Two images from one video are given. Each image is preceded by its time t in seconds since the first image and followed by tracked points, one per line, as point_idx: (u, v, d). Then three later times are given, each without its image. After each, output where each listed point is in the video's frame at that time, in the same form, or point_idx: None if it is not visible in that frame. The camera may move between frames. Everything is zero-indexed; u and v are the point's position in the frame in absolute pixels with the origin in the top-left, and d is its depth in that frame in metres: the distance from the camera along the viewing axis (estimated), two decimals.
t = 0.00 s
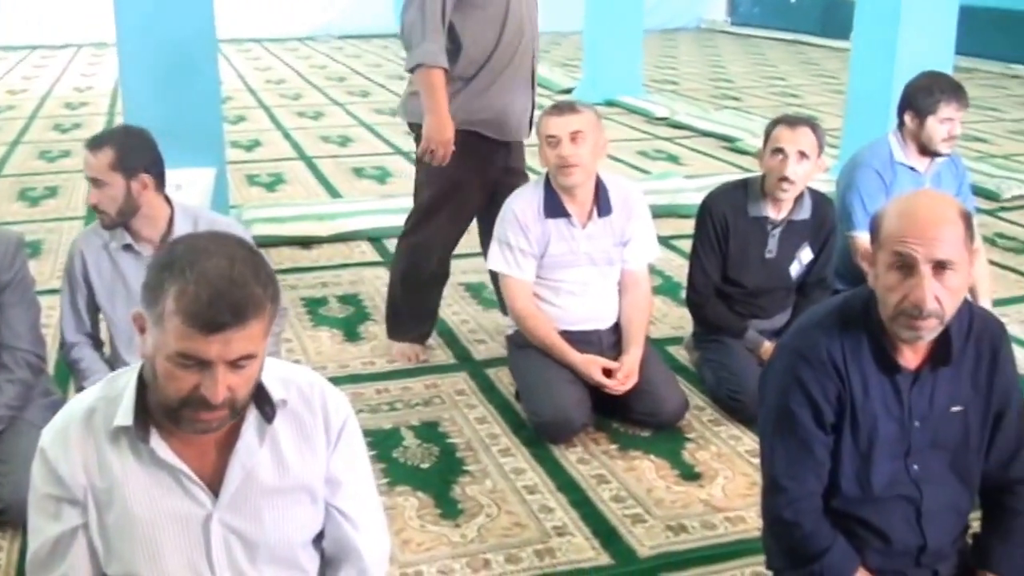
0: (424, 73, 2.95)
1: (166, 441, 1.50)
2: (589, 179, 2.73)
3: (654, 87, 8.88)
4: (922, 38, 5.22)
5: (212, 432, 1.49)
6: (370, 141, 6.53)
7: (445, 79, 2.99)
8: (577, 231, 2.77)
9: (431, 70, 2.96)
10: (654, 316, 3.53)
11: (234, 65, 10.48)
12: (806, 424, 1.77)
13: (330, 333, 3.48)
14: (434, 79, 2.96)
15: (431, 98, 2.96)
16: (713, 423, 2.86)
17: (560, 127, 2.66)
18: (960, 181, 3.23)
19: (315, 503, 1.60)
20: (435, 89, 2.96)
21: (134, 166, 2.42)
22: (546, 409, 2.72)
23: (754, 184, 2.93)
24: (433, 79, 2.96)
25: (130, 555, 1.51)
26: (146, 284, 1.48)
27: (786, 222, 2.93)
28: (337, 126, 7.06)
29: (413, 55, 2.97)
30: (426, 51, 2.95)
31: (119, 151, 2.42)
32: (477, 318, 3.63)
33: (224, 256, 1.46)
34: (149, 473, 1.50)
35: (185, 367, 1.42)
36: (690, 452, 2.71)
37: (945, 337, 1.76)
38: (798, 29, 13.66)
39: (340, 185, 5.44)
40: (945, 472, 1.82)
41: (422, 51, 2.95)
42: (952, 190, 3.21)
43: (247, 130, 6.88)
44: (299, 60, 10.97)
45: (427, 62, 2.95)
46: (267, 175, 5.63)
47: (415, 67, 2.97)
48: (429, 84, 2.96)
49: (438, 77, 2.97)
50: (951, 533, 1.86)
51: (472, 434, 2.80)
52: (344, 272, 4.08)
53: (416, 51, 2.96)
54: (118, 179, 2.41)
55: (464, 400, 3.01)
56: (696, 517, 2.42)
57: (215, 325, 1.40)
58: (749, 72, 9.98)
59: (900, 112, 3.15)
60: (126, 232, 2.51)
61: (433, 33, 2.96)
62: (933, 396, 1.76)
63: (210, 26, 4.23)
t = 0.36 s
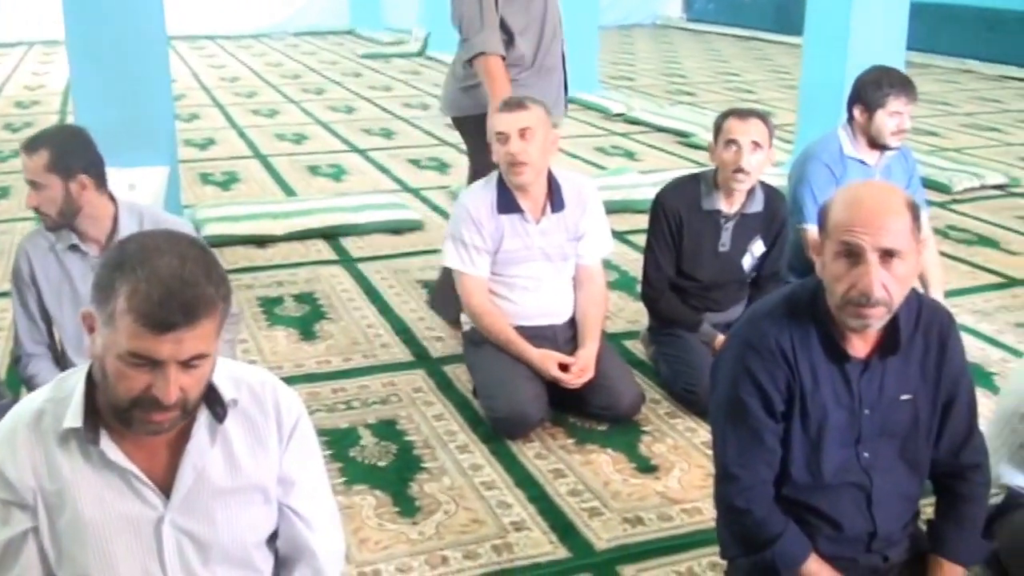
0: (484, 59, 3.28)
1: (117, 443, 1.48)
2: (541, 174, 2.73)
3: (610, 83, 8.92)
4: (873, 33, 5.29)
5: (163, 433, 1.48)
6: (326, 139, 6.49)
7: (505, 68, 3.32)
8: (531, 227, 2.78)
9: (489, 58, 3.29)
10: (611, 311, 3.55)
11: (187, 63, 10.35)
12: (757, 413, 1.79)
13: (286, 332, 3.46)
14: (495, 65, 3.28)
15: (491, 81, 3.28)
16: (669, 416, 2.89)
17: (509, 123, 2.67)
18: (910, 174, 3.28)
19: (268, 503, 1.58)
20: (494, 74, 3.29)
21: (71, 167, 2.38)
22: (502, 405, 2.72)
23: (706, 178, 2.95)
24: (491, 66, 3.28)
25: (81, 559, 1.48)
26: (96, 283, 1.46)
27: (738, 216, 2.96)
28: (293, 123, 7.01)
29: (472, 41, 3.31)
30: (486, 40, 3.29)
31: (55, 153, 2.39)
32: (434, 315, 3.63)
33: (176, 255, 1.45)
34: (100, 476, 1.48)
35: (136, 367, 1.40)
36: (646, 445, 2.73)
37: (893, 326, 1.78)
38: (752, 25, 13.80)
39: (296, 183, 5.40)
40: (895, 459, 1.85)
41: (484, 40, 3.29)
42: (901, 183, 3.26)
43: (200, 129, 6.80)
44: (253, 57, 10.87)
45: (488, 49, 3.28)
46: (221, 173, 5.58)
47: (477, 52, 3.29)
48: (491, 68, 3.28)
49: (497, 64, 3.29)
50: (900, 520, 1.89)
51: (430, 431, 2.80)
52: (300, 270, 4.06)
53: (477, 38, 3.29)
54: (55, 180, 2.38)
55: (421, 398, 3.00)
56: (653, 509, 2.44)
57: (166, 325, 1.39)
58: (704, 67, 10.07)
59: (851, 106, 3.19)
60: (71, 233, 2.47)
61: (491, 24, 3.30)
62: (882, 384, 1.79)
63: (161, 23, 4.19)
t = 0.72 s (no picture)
0: (535, 52, 3.21)
1: (66, 446, 1.47)
2: (494, 169, 2.73)
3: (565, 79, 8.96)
4: (824, 28, 5.36)
5: (113, 436, 1.46)
6: (280, 137, 6.44)
7: (550, 63, 3.28)
8: (485, 223, 2.78)
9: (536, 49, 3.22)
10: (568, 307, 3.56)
11: (138, 61, 10.21)
12: (709, 405, 1.81)
13: (240, 332, 3.43)
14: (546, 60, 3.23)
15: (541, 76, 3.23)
16: (625, 409, 2.91)
17: (460, 121, 2.67)
18: (860, 169, 3.30)
19: (220, 504, 1.57)
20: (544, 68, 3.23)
21: (19, 166, 2.33)
22: (459, 401, 2.72)
23: (659, 172, 2.98)
24: (538, 59, 3.22)
25: (30, 564, 1.47)
26: (44, 284, 1.43)
27: (691, 208, 2.98)
28: (247, 122, 6.94)
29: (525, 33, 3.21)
30: (541, 34, 3.22)
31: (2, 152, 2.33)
32: (391, 313, 3.61)
33: (125, 254, 1.43)
34: (48, 480, 1.46)
35: (86, 368, 1.38)
36: (603, 438, 2.75)
37: (841, 316, 1.81)
38: (705, 21, 13.94)
39: (250, 181, 5.35)
40: (846, 448, 1.87)
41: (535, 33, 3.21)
42: (851, 177, 3.28)
43: (152, 127, 6.71)
44: (205, 55, 10.76)
45: (540, 42, 3.22)
46: (174, 172, 5.51)
47: (528, 44, 3.21)
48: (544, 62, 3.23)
49: (545, 59, 3.24)
50: (851, 507, 1.92)
51: (386, 429, 2.79)
52: (254, 269, 4.02)
53: (530, 30, 3.21)
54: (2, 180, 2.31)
55: (377, 396, 2.99)
56: (610, 502, 2.46)
57: (117, 325, 1.37)
58: (658, 64, 10.14)
59: (801, 102, 3.22)
60: (20, 233, 2.41)
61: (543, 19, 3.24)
62: (832, 374, 1.82)
63: (112, 20, 4.13)
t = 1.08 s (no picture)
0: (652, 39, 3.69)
1: (15, 451, 1.44)
2: (449, 166, 2.73)
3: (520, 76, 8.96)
4: (777, 23, 5.41)
5: (63, 439, 1.44)
6: (233, 134, 6.37)
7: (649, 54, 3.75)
8: (440, 219, 2.77)
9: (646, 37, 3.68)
10: (524, 303, 3.57)
11: (87, 57, 10.04)
12: (663, 398, 1.82)
13: (192, 333, 3.39)
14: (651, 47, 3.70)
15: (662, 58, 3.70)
16: (582, 404, 2.92)
17: (413, 118, 2.67)
18: (811, 162, 3.35)
19: (173, 506, 1.55)
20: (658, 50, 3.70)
21: None
22: (416, 398, 2.72)
23: (611, 167, 2.99)
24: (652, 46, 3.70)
25: None
26: None
27: (644, 202, 3.00)
28: (198, 119, 6.85)
29: (633, 24, 3.64)
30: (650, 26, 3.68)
31: None
32: (347, 311, 3.59)
33: (74, 253, 1.40)
34: None
35: (34, 371, 1.36)
36: (560, 433, 2.76)
37: (793, 308, 1.83)
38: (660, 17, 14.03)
39: (202, 179, 5.29)
40: (798, 437, 1.90)
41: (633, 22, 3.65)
42: (802, 170, 3.32)
43: (102, 125, 6.60)
44: (156, 51, 10.61)
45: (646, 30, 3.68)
46: (124, 171, 5.42)
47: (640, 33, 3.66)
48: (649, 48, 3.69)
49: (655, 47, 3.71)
50: (804, 495, 1.95)
51: (342, 428, 2.78)
52: (207, 269, 3.98)
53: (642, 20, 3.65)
54: None
55: (332, 394, 2.98)
56: (567, 496, 2.47)
57: (65, 326, 1.35)
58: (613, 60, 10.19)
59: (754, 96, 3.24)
60: None
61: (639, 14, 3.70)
62: (783, 365, 1.84)
63: (60, 18, 4.04)
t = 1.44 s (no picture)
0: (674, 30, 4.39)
1: None
2: (403, 164, 2.71)
3: (475, 72, 8.96)
4: (730, 20, 5.47)
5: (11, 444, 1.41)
6: (184, 132, 6.28)
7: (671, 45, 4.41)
8: (395, 217, 2.75)
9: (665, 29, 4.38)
10: (480, 299, 3.57)
11: (32, 54, 9.84)
12: (620, 391, 1.83)
13: (145, 334, 3.34)
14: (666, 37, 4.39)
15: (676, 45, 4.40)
16: (540, 400, 2.93)
17: (367, 115, 2.65)
18: (764, 157, 3.37)
19: (126, 510, 1.52)
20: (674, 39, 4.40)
21: None
22: (372, 397, 2.70)
23: (564, 162, 2.98)
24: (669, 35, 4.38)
25: None
26: None
27: (597, 196, 3.01)
28: (148, 117, 6.75)
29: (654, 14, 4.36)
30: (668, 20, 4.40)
31: None
32: (302, 310, 3.56)
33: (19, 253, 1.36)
34: None
35: None
36: (518, 429, 2.76)
37: (746, 300, 1.85)
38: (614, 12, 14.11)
39: (152, 178, 5.22)
40: (753, 428, 1.92)
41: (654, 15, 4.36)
42: (756, 165, 3.35)
43: (49, 123, 6.48)
44: (105, 47, 10.43)
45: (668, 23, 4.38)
46: (74, 170, 5.32)
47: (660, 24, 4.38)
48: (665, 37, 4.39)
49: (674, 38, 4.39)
50: (760, 485, 1.97)
51: (298, 428, 2.76)
52: (160, 269, 3.92)
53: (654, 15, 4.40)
54: None
55: (288, 395, 2.95)
56: (525, 492, 2.47)
57: (12, 329, 1.32)
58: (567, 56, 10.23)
59: (707, 92, 3.26)
60: None
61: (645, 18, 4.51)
62: (738, 356, 1.86)
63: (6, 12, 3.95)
